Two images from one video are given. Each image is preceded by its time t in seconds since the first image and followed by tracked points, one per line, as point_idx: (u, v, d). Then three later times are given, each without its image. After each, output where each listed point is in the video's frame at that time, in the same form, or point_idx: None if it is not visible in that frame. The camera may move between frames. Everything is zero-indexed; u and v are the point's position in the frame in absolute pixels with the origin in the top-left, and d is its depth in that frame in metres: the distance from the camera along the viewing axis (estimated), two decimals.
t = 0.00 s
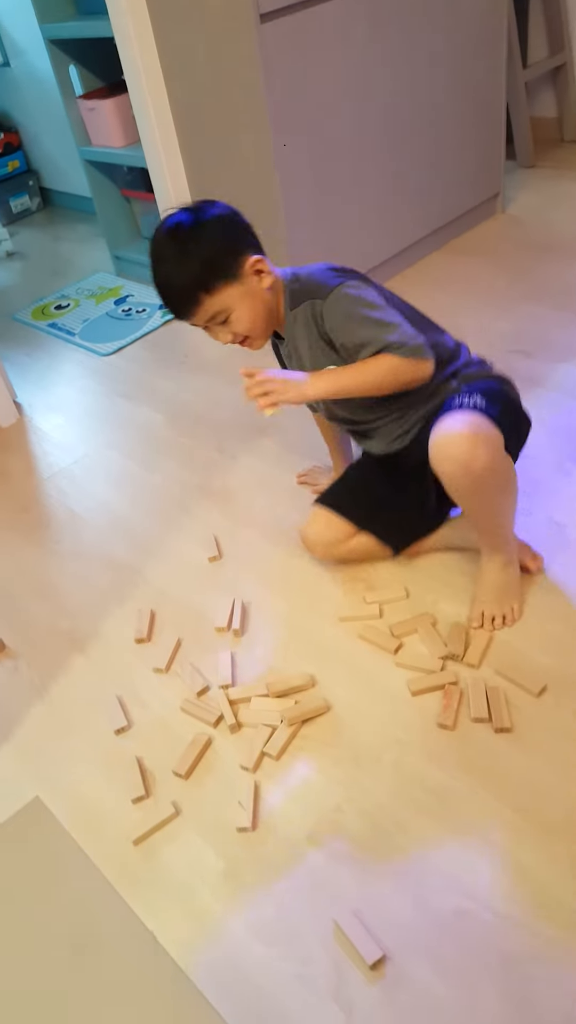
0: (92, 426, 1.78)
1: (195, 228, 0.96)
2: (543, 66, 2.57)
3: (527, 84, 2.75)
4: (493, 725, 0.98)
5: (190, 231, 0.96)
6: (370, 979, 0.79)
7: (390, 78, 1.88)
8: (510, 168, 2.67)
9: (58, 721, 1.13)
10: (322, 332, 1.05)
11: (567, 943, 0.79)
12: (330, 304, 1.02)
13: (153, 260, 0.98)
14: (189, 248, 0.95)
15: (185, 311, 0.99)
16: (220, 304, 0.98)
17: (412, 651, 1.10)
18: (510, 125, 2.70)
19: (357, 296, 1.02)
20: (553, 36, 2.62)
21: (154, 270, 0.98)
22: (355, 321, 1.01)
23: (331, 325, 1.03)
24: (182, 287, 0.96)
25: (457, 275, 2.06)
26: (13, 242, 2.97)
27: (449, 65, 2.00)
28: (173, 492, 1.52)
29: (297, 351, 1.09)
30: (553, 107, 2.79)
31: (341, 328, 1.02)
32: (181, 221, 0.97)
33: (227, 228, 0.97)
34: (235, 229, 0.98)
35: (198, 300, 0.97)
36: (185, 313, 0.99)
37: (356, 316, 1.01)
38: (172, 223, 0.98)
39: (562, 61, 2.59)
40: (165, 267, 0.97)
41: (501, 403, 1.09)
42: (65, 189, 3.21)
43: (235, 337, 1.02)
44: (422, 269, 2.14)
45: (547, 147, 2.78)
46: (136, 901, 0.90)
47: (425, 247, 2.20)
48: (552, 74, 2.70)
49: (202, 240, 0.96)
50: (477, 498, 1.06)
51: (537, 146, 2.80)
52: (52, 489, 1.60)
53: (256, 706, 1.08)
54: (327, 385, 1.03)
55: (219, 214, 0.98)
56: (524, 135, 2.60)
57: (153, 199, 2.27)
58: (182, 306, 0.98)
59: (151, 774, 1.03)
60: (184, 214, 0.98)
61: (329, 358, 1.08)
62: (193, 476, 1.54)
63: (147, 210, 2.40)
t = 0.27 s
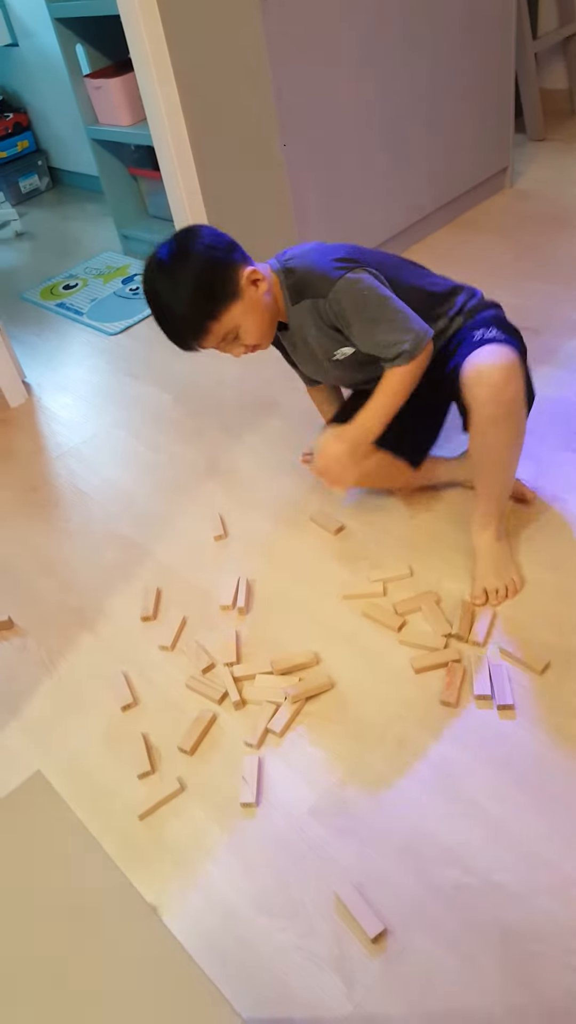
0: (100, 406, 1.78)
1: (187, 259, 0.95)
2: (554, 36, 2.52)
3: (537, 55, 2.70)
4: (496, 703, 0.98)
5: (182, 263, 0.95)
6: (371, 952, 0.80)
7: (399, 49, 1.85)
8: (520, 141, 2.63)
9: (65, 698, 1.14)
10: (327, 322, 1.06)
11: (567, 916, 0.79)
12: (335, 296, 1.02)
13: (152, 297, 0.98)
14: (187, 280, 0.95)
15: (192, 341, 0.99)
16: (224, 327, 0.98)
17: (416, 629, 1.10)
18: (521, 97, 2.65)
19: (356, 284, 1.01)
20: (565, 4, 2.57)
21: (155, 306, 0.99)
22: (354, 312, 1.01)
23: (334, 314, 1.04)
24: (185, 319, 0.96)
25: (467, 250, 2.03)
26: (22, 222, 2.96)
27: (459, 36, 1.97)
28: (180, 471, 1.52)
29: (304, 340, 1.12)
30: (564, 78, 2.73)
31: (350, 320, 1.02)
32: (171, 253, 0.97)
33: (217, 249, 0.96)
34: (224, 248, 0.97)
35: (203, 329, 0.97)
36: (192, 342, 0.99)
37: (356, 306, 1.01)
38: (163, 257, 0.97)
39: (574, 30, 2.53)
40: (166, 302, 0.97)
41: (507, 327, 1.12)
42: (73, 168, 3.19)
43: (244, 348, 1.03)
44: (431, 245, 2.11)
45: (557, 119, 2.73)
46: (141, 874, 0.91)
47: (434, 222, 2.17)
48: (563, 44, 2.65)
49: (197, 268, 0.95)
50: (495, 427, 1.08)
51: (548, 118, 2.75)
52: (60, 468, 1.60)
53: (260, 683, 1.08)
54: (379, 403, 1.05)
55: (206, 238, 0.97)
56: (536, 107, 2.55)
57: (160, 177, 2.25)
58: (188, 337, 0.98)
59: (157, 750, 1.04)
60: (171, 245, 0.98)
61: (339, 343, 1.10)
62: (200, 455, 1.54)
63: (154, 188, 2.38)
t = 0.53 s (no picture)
0: (112, 402, 1.79)
1: (270, 283, 1.05)
2: (567, 31, 2.50)
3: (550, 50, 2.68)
4: (505, 697, 0.98)
5: (265, 287, 1.05)
6: (379, 945, 0.80)
7: (411, 44, 1.84)
8: (533, 136, 2.61)
9: (77, 692, 1.14)
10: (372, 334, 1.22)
11: None
12: (380, 308, 1.19)
13: (234, 327, 1.06)
14: (273, 301, 1.04)
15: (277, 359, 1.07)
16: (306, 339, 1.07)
17: (426, 623, 1.10)
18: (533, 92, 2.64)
19: (397, 295, 1.18)
20: None
21: (238, 335, 1.06)
22: (397, 318, 1.18)
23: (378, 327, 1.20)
24: (276, 337, 1.04)
25: (479, 245, 2.03)
26: (35, 219, 2.97)
27: (471, 30, 1.95)
28: (191, 466, 1.52)
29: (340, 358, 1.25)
30: None
31: (393, 328, 1.19)
32: (245, 284, 1.06)
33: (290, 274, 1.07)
34: (295, 273, 1.08)
35: (294, 343, 1.05)
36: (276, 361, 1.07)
37: (398, 312, 1.18)
38: (239, 288, 1.06)
39: None
40: (251, 327, 1.04)
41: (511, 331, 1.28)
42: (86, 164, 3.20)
43: (321, 361, 1.13)
44: (443, 240, 2.10)
45: (570, 114, 2.71)
46: (151, 866, 0.92)
47: (446, 217, 2.16)
48: None
49: (280, 289, 1.04)
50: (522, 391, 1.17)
51: (560, 113, 2.73)
52: (73, 464, 1.61)
53: (270, 677, 1.08)
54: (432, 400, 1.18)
55: (277, 266, 1.08)
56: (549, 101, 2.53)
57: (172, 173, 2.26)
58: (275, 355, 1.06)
59: (166, 744, 1.04)
60: (245, 277, 1.07)
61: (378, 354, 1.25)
62: (211, 450, 1.55)
63: (167, 185, 2.38)
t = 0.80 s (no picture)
0: (112, 402, 1.79)
1: (179, 317, 1.22)
2: (566, 27, 2.49)
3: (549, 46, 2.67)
4: (507, 693, 0.98)
5: (178, 320, 1.22)
6: (382, 942, 0.80)
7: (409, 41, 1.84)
8: (532, 132, 2.60)
9: (80, 692, 1.15)
10: (312, 305, 1.32)
11: None
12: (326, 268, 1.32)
13: (168, 359, 1.24)
14: (184, 330, 1.20)
15: (204, 376, 1.22)
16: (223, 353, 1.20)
17: (427, 620, 1.10)
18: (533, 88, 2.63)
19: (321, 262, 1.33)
20: None
21: (171, 365, 1.24)
22: (330, 275, 1.31)
23: (316, 292, 1.31)
24: (190, 360, 1.20)
25: (479, 242, 2.02)
26: (36, 220, 2.98)
27: (470, 27, 1.95)
28: (192, 465, 1.53)
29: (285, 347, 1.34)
30: None
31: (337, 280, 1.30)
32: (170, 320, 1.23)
33: (198, 302, 1.22)
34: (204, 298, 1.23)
35: (208, 360, 1.20)
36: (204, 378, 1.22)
37: (329, 271, 1.31)
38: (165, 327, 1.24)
39: None
40: (174, 357, 1.22)
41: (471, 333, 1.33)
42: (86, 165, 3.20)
43: (254, 368, 1.25)
44: (443, 237, 2.10)
45: (570, 110, 2.71)
46: (154, 865, 0.92)
47: (446, 214, 2.16)
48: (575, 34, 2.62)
49: (187, 318, 1.21)
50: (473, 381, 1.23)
51: (560, 109, 2.72)
52: (74, 464, 1.61)
53: (272, 675, 1.09)
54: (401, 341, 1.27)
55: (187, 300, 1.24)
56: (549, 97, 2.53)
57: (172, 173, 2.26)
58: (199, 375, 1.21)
59: (169, 743, 1.05)
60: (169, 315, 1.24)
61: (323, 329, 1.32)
62: (211, 449, 1.55)
63: (166, 184, 2.38)
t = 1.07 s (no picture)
0: (115, 403, 1.79)
1: (180, 285, 1.17)
2: (568, 28, 2.49)
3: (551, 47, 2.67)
4: (509, 693, 0.98)
5: (179, 289, 1.17)
6: (384, 943, 0.80)
7: (411, 41, 1.83)
8: (534, 133, 2.60)
9: (81, 692, 1.15)
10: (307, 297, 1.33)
11: None
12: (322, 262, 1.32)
13: (165, 329, 1.19)
14: (186, 297, 1.16)
15: (207, 346, 1.17)
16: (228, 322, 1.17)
17: (429, 620, 1.10)
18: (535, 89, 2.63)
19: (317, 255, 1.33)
20: None
21: (169, 335, 1.18)
22: (327, 268, 1.31)
23: (312, 285, 1.32)
24: (194, 327, 1.15)
25: (481, 242, 2.02)
26: (39, 222, 2.99)
27: (471, 27, 1.95)
28: (194, 466, 1.53)
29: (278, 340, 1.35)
30: None
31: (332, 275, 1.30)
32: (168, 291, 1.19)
33: (200, 270, 1.19)
34: (205, 267, 1.19)
35: (213, 327, 1.16)
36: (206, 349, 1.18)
37: (326, 264, 1.31)
38: (163, 298, 1.19)
39: None
40: (174, 324, 1.17)
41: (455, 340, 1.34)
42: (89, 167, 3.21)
43: (255, 341, 1.22)
44: (446, 237, 2.10)
45: (572, 110, 2.70)
46: (156, 865, 0.92)
47: (449, 215, 2.16)
48: None
49: (189, 286, 1.16)
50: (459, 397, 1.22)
51: (562, 110, 2.72)
52: (77, 465, 1.61)
53: (273, 676, 1.08)
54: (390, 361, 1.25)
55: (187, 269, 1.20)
56: (551, 98, 2.52)
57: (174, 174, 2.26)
58: (202, 344, 1.17)
59: (171, 743, 1.05)
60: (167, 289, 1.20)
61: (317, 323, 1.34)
62: (214, 450, 1.55)
63: (169, 186, 2.39)
